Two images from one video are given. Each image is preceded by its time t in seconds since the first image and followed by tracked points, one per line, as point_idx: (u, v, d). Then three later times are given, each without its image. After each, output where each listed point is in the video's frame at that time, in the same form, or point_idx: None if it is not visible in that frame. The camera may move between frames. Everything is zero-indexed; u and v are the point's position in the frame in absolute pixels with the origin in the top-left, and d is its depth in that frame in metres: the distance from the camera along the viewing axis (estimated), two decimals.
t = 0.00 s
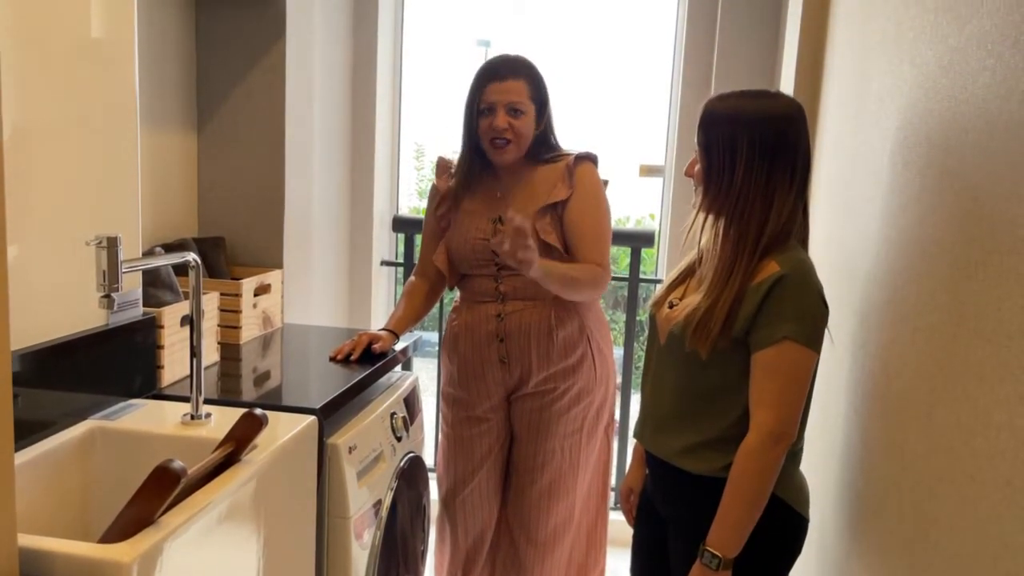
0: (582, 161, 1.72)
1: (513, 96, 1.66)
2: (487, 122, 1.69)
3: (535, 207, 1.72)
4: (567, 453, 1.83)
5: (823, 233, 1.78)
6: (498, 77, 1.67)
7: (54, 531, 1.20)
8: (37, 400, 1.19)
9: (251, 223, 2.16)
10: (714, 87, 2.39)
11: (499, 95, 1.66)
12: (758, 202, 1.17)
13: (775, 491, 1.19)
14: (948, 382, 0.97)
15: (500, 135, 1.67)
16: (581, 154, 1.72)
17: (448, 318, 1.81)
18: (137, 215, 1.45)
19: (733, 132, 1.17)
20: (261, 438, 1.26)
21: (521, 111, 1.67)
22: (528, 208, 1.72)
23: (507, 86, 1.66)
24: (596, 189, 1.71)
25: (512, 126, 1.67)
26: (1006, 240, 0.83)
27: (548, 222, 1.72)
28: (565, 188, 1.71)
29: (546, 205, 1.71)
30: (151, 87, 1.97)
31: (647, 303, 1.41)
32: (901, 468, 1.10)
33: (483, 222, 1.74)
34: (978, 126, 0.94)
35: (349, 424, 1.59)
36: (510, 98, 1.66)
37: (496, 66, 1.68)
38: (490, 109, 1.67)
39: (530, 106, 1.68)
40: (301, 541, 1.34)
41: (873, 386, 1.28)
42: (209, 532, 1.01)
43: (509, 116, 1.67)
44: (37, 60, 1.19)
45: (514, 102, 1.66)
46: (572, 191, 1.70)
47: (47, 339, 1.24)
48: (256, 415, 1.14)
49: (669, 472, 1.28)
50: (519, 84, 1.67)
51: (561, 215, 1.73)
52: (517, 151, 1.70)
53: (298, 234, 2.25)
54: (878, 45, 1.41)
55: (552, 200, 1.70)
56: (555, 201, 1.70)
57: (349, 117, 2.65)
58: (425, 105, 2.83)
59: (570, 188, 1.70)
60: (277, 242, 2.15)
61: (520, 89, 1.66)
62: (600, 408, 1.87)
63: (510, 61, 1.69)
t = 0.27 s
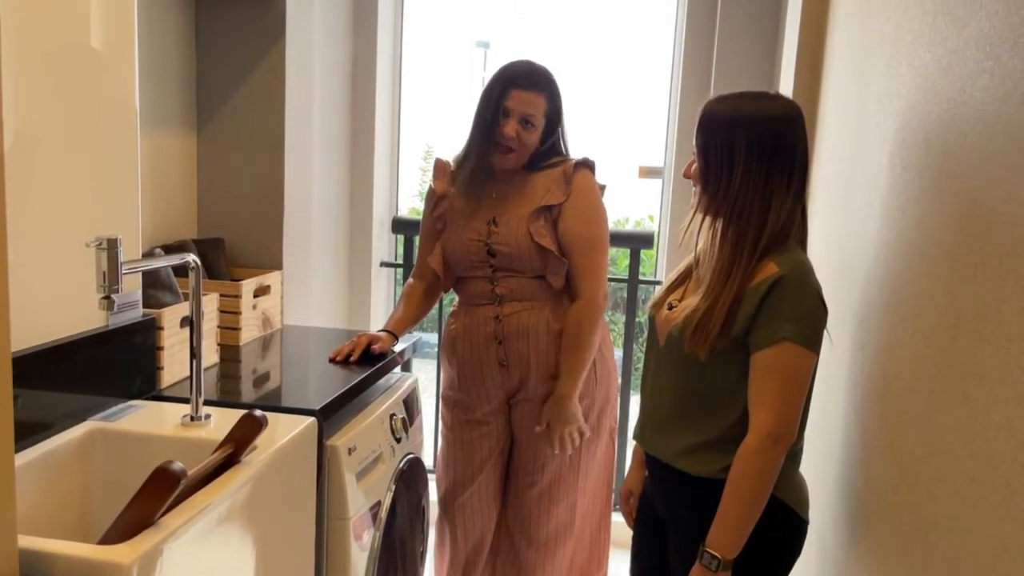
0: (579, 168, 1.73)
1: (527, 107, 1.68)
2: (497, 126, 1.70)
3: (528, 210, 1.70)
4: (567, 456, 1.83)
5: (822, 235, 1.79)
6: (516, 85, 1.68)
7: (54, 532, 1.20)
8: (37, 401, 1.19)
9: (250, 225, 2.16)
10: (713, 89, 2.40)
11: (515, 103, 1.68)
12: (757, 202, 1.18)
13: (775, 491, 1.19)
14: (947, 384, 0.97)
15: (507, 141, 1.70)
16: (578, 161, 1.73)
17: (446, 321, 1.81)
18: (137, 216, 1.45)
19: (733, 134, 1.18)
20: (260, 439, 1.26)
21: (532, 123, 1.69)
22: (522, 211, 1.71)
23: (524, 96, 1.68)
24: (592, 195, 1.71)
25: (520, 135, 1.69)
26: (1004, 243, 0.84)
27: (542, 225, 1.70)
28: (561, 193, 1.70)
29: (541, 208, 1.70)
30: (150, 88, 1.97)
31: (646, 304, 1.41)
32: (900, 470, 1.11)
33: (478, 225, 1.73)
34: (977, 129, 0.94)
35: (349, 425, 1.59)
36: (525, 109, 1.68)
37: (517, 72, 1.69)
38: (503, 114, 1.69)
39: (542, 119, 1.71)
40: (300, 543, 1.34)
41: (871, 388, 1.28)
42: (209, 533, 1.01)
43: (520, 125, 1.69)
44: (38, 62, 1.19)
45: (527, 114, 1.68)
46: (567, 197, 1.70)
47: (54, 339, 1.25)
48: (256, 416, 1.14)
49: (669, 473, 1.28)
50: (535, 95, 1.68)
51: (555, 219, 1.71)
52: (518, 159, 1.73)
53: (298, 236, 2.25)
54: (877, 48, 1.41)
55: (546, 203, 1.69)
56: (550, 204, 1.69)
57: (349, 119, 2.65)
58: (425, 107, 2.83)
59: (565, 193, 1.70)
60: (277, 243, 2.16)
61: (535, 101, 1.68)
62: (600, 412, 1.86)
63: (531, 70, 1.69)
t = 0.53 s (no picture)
0: (588, 171, 1.73)
1: (534, 102, 1.66)
2: (503, 120, 1.69)
3: (537, 212, 1.70)
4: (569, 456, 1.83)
5: (821, 236, 1.79)
6: (521, 79, 1.67)
7: (54, 533, 1.20)
8: (36, 402, 1.19)
9: (250, 226, 2.16)
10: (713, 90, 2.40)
11: (521, 97, 1.66)
12: (755, 203, 1.18)
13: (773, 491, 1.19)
14: (945, 385, 0.97)
15: (514, 136, 1.69)
16: (586, 163, 1.74)
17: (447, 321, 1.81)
18: (137, 217, 1.45)
19: (731, 135, 1.18)
20: (260, 441, 1.26)
21: (538, 117, 1.68)
22: (530, 213, 1.71)
23: (529, 90, 1.67)
24: (601, 199, 1.71)
25: (527, 130, 1.68)
26: (1002, 244, 0.84)
27: (551, 229, 1.70)
28: (569, 197, 1.70)
29: (549, 211, 1.70)
30: (150, 89, 1.97)
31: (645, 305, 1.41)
32: (899, 471, 1.11)
33: (484, 226, 1.73)
34: (975, 131, 0.94)
35: (348, 426, 1.59)
36: (530, 103, 1.66)
37: (523, 67, 1.67)
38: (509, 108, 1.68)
39: (547, 113, 1.70)
40: (299, 544, 1.34)
41: (871, 389, 1.28)
42: (208, 534, 1.02)
43: (526, 119, 1.68)
44: (37, 64, 1.20)
45: (534, 108, 1.67)
46: (576, 200, 1.71)
47: (57, 339, 1.26)
48: (255, 417, 1.14)
49: (668, 475, 1.28)
50: (541, 90, 1.67)
51: (563, 223, 1.72)
52: (524, 153, 1.72)
53: (297, 237, 2.25)
54: (876, 49, 1.41)
55: (555, 206, 1.70)
56: (559, 208, 1.70)
57: (349, 119, 2.66)
58: (425, 108, 2.83)
59: (574, 196, 1.70)
60: (276, 244, 2.16)
61: (541, 95, 1.67)
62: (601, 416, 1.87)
63: (536, 65, 1.68)
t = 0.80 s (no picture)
0: (589, 173, 1.72)
1: (532, 96, 1.67)
2: (501, 117, 1.69)
3: (539, 215, 1.70)
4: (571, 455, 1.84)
5: (820, 236, 1.79)
6: (519, 76, 1.68)
7: (53, 533, 1.20)
8: (35, 403, 1.19)
9: (249, 226, 2.16)
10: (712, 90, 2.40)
11: (518, 93, 1.67)
12: (755, 204, 1.18)
13: (772, 492, 1.19)
14: (944, 385, 0.97)
15: (514, 132, 1.69)
16: (589, 165, 1.74)
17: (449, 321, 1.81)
18: (136, 217, 1.45)
19: (732, 136, 1.18)
20: (259, 441, 1.26)
21: (537, 113, 1.68)
22: (531, 215, 1.70)
23: (527, 85, 1.67)
24: (602, 201, 1.71)
25: (526, 125, 1.68)
26: (1001, 243, 0.84)
27: (553, 230, 1.70)
28: (571, 199, 1.70)
29: (550, 214, 1.70)
30: (149, 89, 1.97)
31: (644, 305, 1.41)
32: (898, 471, 1.11)
33: (487, 226, 1.72)
34: (975, 131, 0.94)
35: (347, 427, 1.59)
36: (526, 97, 1.66)
37: (520, 64, 1.69)
38: (507, 105, 1.68)
39: (546, 109, 1.70)
40: (298, 545, 1.34)
41: (870, 389, 1.28)
42: (207, 535, 1.01)
43: (525, 115, 1.68)
44: (36, 64, 1.19)
45: (532, 103, 1.67)
46: (578, 202, 1.70)
47: (57, 340, 1.26)
48: (253, 418, 1.14)
49: (667, 475, 1.28)
50: (539, 86, 1.68)
51: (565, 224, 1.71)
52: (525, 150, 1.71)
53: (297, 237, 2.25)
54: (875, 50, 1.41)
55: (557, 208, 1.69)
56: (561, 210, 1.69)
57: (348, 120, 2.66)
58: (424, 108, 2.84)
59: (576, 198, 1.70)
60: (275, 244, 2.16)
61: (539, 91, 1.68)
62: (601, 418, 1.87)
63: (533, 63, 1.70)
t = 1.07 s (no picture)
0: (588, 172, 1.72)
1: (527, 90, 1.67)
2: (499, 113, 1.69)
3: (538, 214, 1.69)
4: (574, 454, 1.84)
5: (820, 235, 1.79)
6: (516, 72, 1.68)
7: (53, 534, 1.20)
8: (35, 402, 1.19)
9: (249, 226, 2.16)
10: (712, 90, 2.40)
11: (515, 87, 1.67)
12: (755, 206, 1.17)
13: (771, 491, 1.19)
14: (944, 386, 0.97)
15: (511, 125, 1.69)
16: (587, 165, 1.73)
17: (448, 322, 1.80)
18: (136, 217, 1.45)
19: (736, 135, 1.17)
20: (258, 441, 1.26)
21: (534, 106, 1.68)
22: (530, 215, 1.70)
23: (524, 79, 1.67)
24: (601, 201, 1.71)
25: (524, 119, 1.68)
26: (1001, 243, 0.84)
27: (552, 230, 1.69)
28: (571, 198, 1.70)
29: (550, 213, 1.69)
30: (149, 89, 1.97)
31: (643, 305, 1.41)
32: (898, 471, 1.11)
33: (484, 226, 1.71)
34: (974, 131, 0.94)
35: (346, 427, 1.59)
36: (524, 92, 1.67)
37: (516, 60, 1.69)
38: (504, 100, 1.68)
39: (543, 104, 1.70)
40: (298, 544, 1.34)
41: (870, 388, 1.28)
42: (205, 535, 1.01)
43: (522, 109, 1.68)
44: (35, 63, 1.19)
45: (529, 96, 1.67)
46: (577, 202, 1.70)
47: (56, 340, 1.26)
48: (252, 417, 1.14)
49: (666, 475, 1.28)
50: (536, 80, 1.68)
51: (564, 224, 1.71)
52: (524, 144, 1.70)
53: (297, 237, 2.25)
54: (875, 50, 1.41)
55: (556, 208, 1.69)
56: (560, 210, 1.69)
57: (348, 119, 2.66)
58: (424, 107, 2.83)
59: (575, 197, 1.70)
60: (275, 244, 2.15)
61: (536, 86, 1.68)
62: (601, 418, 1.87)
63: (529, 60, 1.70)
